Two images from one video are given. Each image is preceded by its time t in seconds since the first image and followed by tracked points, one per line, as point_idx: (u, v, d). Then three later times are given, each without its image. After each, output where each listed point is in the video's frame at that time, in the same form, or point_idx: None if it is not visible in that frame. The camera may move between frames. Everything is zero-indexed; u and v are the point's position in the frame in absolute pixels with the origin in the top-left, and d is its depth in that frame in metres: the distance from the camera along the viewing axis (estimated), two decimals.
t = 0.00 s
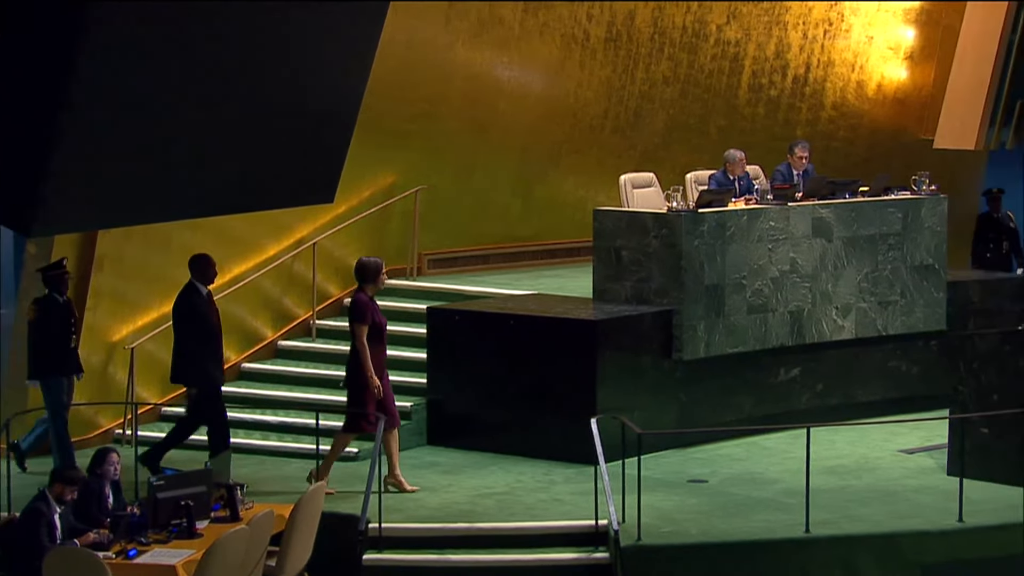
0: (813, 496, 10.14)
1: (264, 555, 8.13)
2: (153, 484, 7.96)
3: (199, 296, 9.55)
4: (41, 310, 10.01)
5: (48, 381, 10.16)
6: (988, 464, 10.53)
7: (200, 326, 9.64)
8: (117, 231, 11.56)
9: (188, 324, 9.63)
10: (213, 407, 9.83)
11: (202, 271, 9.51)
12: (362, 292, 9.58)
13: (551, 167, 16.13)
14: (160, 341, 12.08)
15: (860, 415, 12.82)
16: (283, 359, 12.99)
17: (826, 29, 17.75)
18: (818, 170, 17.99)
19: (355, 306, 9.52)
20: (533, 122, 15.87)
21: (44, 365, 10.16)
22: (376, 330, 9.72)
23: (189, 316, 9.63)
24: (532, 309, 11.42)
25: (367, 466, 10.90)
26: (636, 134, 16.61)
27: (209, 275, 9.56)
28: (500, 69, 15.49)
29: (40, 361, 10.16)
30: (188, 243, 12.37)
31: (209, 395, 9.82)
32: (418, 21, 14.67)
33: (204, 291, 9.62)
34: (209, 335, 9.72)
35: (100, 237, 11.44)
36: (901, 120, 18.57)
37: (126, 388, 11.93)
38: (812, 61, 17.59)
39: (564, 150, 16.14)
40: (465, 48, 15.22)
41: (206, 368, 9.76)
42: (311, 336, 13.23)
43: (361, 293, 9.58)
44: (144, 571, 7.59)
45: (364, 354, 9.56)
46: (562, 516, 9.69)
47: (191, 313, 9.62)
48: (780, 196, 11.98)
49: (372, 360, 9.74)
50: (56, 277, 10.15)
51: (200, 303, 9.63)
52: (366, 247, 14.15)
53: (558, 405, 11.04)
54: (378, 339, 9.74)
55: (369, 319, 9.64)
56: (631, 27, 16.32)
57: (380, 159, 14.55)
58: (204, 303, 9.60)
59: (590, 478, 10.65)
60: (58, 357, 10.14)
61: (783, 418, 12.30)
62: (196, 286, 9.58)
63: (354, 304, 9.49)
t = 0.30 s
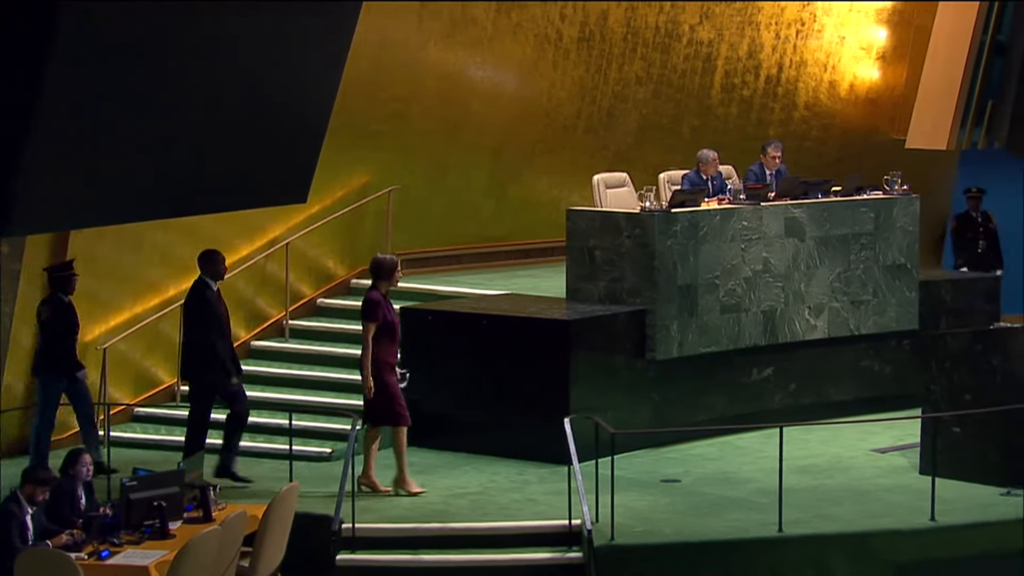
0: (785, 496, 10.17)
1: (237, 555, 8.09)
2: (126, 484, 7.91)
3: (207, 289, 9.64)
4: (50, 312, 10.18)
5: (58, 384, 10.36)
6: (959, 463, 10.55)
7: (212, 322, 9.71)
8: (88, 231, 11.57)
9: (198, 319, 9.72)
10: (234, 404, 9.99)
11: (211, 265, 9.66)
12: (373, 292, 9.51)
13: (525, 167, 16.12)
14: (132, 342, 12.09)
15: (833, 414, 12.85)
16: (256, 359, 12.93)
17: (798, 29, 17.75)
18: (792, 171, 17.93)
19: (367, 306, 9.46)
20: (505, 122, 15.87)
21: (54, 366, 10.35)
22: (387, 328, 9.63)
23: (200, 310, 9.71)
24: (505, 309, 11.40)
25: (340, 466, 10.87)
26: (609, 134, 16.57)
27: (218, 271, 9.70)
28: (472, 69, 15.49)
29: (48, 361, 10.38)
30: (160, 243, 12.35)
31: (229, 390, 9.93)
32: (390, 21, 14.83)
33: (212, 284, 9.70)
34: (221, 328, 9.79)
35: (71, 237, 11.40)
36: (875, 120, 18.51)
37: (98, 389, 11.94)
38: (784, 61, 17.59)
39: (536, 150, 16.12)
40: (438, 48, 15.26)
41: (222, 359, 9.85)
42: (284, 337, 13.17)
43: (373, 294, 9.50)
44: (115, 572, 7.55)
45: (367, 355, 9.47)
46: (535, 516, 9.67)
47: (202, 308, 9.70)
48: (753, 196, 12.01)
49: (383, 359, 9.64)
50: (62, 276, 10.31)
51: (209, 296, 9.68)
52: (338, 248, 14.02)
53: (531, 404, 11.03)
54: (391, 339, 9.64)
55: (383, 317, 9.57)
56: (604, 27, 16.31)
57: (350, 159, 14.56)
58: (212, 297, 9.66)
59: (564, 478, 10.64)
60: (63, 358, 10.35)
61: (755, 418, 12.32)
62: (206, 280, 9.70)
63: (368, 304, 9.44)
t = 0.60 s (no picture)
0: (757, 495, 10.18)
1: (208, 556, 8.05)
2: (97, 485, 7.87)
3: (223, 293, 9.28)
4: (62, 311, 9.69)
5: (71, 387, 9.78)
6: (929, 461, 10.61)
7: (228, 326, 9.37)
8: (59, 232, 11.46)
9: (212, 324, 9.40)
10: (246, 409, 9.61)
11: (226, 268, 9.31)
12: (390, 296, 9.42)
13: (497, 167, 16.13)
14: (104, 342, 12.07)
15: (805, 414, 12.87)
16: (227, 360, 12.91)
17: (770, 29, 17.78)
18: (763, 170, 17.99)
19: (384, 309, 9.35)
20: (478, 122, 15.87)
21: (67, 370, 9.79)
22: (405, 331, 9.46)
23: (215, 313, 9.38)
24: (477, 309, 11.38)
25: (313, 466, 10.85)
26: (581, 134, 16.60)
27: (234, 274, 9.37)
28: (445, 69, 15.46)
29: (61, 363, 9.85)
30: (132, 243, 12.38)
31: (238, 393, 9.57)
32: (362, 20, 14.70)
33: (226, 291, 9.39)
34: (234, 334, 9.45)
35: (42, 240, 11.28)
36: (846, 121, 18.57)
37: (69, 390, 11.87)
38: (756, 61, 17.63)
39: (507, 149, 16.13)
40: (411, 48, 15.21)
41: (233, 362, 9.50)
42: (255, 336, 13.12)
43: (389, 298, 9.41)
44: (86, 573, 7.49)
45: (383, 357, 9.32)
46: (507, 516, 9.65)
47: (216, 311, 9.36)
48: (726, 196, 12.05)
49: (401, 360, 9.49)
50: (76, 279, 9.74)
51: (225, 303, 9.36)
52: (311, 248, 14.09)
53: (503, 404, 11.01)
54: (408, 342, 9.48)
55: (400, 320, 9.41)
56: (576, 28, 16.31)
57: (319, 160, 14.49)
58: (226, 304, 9.35)
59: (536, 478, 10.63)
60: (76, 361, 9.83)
61: (727, 417, 12.34)
62: (220, 284, 9.36)
63: (386, 306, 9.33)
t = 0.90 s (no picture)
0: (730, 494, 10.20)
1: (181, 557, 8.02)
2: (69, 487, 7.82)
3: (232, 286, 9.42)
4: (67, 311, 9.94)
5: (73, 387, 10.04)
6: (901, 459, 10.61)
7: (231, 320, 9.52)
8: (31, 232, 11.50)
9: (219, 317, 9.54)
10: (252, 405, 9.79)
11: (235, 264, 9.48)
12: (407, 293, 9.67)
13: (470, 168, 16.10)
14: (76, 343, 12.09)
15: (777, 413, 12.89)
16: (200, 360, 12.86)
17: (742, 29, 17.78)
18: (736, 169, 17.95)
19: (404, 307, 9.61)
20: (451, 123, 15.84)
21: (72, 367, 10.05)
22: (422, 325, 9.80)
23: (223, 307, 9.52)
24: (451, 309, 11.36)
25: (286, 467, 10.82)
26: (554, 133, 16.60)
27: (246, 271, 9.50)
28: (416, 69, 15.49)
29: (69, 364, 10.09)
30: (104, 243, 12.45)
31: (244, 386, 9.72)
32: (334, 20, 14.79)
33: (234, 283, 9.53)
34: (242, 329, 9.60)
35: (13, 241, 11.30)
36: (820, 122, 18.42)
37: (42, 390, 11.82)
38: (728, 61, 17.60)
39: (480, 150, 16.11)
40: (382, 48, 15.24)
41: (235, 356, 9.65)
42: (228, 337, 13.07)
43: (408, 294, 9.66)
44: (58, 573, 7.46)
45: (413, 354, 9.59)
46: (480, 516, 9.62)
47: (225, 304, 9.50)
48: (698, 196, 12.07)
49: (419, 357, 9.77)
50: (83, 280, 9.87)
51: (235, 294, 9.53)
52: (283, 247, 14.13)
53: (476, 404, 11.01)
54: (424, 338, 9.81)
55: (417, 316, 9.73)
56: (549, 28, 16.34)
57: (295, 160, 14.63)
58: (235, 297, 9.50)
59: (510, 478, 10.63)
60: (85, 360, 10.06)
61: (700, 416, 12.36)
62: (231, 279, 9.51)
63: (403, 305, 9.58)
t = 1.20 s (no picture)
0: (703, 494, 10.22)
1: (154, 558, 7.98)
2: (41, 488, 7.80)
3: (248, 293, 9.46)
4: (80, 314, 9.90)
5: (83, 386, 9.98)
6: (873, 458, 10.60)
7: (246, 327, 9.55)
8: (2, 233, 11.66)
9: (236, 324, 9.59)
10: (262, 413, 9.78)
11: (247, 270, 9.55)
12: (425, 295, 9.76)
13: (443, 168, 16.05)
14: (47, 343, 12.16)
15: (751, 413, 12.90)
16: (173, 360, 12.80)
17: (715, 29, 17.78)
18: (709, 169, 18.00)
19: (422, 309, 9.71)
20: (424, 123, 15.82)
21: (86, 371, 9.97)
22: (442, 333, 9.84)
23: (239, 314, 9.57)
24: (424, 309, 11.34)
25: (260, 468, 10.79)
26: (527, 133, 16.59)
27: (262, 277, 9.58)
28: (390, 69, 15.43)
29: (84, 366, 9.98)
30: (77, 244, 12.46)
31: (257, 393, 9.73)
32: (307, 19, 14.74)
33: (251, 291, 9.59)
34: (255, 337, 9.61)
35: None
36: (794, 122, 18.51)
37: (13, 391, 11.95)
38: (701, 62, 17.61)
39: (454, 150, 16.08)
40: (355, 48, 15.21)
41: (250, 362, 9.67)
42: (201, 337, 13.03)
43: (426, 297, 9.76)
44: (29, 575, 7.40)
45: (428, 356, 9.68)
46: (454, 516, 9.59)
47: (241, 310, 9.54)
48: (672, 195, 12.08)
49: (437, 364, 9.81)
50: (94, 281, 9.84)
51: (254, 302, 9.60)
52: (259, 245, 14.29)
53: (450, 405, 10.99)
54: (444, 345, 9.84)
55: (436, 324, 9.79)
56: (521, 27, 16.31)
57: (269, 159, 14.71)
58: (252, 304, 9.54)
59: (483, 477, 10.62)
60: (101, 363, 9.97)
61: (674, 416, 12.36)
62: (247, 285, 9.58)
63: (421, 308, 9.66)
